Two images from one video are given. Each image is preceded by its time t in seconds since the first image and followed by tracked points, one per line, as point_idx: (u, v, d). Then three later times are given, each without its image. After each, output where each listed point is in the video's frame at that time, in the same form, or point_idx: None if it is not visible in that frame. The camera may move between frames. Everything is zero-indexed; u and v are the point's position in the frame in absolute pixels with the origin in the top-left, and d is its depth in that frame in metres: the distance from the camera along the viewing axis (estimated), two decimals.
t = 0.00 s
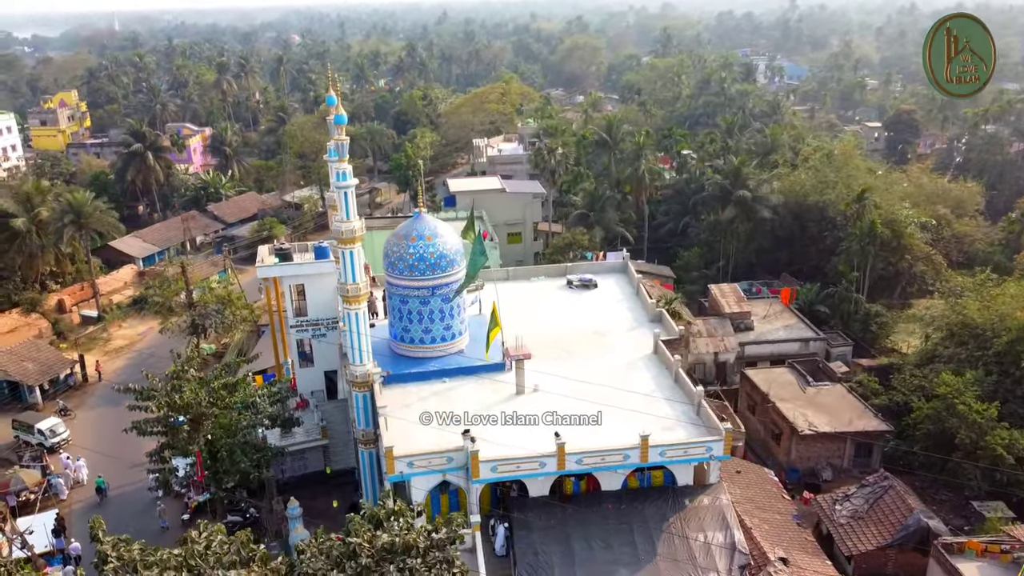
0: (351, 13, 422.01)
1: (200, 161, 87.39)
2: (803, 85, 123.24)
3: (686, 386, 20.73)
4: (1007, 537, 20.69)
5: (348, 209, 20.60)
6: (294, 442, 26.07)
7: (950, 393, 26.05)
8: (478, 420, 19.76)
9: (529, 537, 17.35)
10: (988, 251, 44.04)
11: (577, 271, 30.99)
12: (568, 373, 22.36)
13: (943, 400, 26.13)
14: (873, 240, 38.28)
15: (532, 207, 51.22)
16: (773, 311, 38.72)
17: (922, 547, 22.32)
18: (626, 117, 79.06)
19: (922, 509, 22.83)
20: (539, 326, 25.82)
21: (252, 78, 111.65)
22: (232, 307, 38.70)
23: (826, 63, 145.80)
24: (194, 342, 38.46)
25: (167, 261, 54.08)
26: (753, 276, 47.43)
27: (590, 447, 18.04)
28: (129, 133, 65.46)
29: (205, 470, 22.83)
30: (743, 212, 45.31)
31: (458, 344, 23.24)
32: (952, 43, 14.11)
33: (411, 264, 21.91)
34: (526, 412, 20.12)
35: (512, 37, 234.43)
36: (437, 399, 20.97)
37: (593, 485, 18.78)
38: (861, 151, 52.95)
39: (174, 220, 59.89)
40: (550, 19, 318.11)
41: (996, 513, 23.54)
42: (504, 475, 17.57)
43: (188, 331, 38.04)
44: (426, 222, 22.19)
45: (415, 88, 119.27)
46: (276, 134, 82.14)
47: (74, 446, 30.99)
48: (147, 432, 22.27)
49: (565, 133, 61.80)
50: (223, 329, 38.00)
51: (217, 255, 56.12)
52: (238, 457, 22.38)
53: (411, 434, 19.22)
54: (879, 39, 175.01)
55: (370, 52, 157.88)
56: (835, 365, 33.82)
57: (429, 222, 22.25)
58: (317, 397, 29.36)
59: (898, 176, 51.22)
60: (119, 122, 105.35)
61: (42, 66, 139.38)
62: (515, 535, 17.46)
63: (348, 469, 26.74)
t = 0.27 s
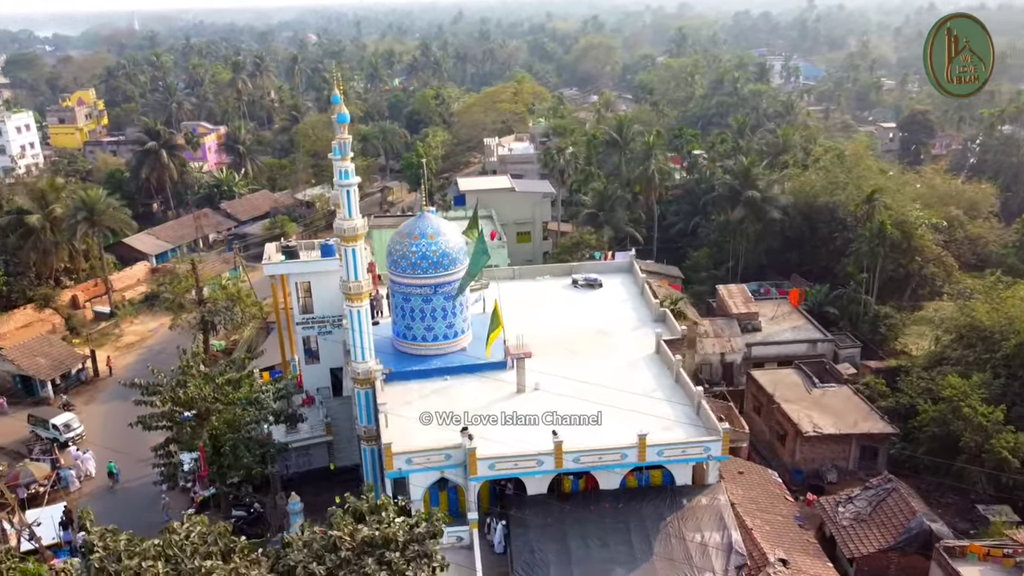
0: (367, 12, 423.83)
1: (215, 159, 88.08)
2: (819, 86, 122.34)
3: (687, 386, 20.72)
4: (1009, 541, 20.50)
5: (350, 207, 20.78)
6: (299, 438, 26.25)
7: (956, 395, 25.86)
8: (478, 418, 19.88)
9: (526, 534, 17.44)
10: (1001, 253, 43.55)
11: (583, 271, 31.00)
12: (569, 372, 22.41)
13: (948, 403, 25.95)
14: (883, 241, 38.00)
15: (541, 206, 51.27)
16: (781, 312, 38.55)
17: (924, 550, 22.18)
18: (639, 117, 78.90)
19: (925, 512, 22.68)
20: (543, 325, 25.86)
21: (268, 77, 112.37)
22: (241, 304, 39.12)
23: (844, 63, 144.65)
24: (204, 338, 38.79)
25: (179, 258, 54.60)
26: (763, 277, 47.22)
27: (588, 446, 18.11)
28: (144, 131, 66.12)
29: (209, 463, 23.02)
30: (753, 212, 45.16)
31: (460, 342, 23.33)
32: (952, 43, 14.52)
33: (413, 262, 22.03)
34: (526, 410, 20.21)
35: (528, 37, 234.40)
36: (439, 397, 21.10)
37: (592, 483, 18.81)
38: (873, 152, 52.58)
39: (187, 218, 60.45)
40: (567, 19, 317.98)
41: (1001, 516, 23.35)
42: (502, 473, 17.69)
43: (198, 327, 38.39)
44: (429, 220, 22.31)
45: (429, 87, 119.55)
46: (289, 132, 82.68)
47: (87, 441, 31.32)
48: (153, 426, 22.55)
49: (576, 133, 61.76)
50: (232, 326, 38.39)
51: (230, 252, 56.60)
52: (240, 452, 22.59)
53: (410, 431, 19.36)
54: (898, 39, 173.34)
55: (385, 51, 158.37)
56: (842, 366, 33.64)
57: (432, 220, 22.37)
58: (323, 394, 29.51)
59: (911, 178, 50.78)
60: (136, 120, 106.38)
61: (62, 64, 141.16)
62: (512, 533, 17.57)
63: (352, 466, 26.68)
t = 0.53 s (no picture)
0: (382, 11, 425.06)
1: (228, 157, 88.71)
2: (834, 86, 121.44)
3: (686, 385, 20.74)
4: (1012, 545, 20.36)
5: (352, 205, 20.94)
6: (303, 435, 26.39)
7: (961, 398, 25.69)
8: (478, 416, 19.99)
9: (523, 532, 17.52)
10: (1013, 255, 43.14)
11: (588, 270, 31.03)
12: (570, 371, 22.46)
13: (953, 405, 25.80)
14: (892, 242, 37.77)
15: (550, 205, 51.31)
16: (789, 313, 38.41)
17: (926, 553, 22.06)
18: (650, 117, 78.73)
19: (928, 515, 22.55)
20: (546, 325, 25.90)
21: (282, 75, 113.03)
22: (250, 301, 39.47)
23: (860, 62, 143.45)
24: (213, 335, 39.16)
25: (191, 255, 55.09)
26: (772, 278, 47.05)
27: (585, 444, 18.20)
28: (158, 129, 66.75)
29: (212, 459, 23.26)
30: (762, 212, 45.03)
31: (463, 341, 23.43)
32: (952, 43, 14.52)
33: (416, 260, 22.15)
34: (526, 409, 20.31)
35: (542, 36, 234.30)
36: (440, 395, 21.21)
37: (590, 482, 18.87)
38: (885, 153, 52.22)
39: (199, 215, 61.00)
40: (582, 19, 317.53)
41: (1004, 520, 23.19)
42: (500, 470, 17.80)
43: (207, 324, 38.76)
44: (431, 219, 22.44)
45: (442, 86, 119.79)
46: (302, 131, 83.15)
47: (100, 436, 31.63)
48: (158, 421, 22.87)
49: (586, 133, 61.77)
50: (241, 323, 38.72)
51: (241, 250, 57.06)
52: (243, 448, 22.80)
53: (409, 428, 19.50)
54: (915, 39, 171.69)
55: (399, 51, 158.86)
56: (849, 368, 33.48)
57: (435, 219, 22.50)
58: (329, 391, 29.61)
59: (923, 178, 50.40)
60: (151, 118, 107.28)
61: (81, 63, 142.80)
62: (508, 530, 17.65)
63: (355, 462, 26.78)
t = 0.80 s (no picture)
0: (398, 11, 426.36)
1: (242, 155, 89.29)
2: (850, 86, 120.54)
3: (687, 385, 20.79)
4: (1014, 549, 20.25)
5: (355, 203, 21.13)
6: (308, 431, 26.53)
7: (967, 401, 25.59)
8: (478, 414, 20.11)
9: (520, 529, 17.60)
10: None
11: (593, 270, 31.03)
12: (571, 371, 22.51)
13: (958, 408, 25.64)
14: (901, 244, 37.51)
15: (560, 205, 51.29)
16: (797, 314, 38.23)
17: (928, 557, 21.94)
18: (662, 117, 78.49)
19: (930, 518, 22.42)
20: (549, 324, 25.95)
21: (296, 75, 113.65)
22: (259, 298, 39.77)
23: (876, 62, 142.28)
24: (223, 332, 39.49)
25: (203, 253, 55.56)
26: (781, 279, 46.81)
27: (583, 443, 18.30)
28: (172, 128, 67.32)
29: (216, 453, 23.52)
30: (771, 212, 44.86)
31: (465, 339, 23.53)
32: (953, 42, 14.42)
33: (418, 259, 22.29)
34: (526, 407, 20.40)
35: (557, 35, 233.93)
36: (441, 393, 21.33)
37: (588, 481, 18.94)
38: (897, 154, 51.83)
39: (211, 213, 61.48)
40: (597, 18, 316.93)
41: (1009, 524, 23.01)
42: (498, 468, 17.92)
43: (216, 321, 39.10)
44: (434, 217, 22.57)
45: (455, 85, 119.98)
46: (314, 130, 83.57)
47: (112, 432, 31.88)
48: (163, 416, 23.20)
49: (597, 133, 61.71)
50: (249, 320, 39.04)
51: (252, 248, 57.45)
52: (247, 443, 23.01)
53: (410, 425, 19.64)
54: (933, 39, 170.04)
55: (414, 50, 159.26)
56: (856, 370, 33.29)
57: (437, 217, 22.64)
58: (334, 388, 29.66)
59: (936, 179, 49.99)
60: (167, 117, 108.11)
61: (99, 62, 144.24)
62: (506, 528, 17.74)
63: (359, 459, 26.85)
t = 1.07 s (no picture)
0: (413, 10, 427.71)
1: (255, 154, 89.88)
2: (865, 86, 119.67)
3: (687, 384, 20.80)
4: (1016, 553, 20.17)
5: (357, 201, 21.34)
6: (312, 428, 26.66)
7: (972, 403, 25.53)
8: (478, 412, 20.22)
9: (517, 527, 17.68)
10: None
11: (598, 269, 31.05)
12: (573, 370, 22.56)
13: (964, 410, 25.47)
14: (910, 245, 37.28)
15: (569, 204, 51.29)
16: (804, 315, 38.07)
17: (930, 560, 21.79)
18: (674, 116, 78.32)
19: (933, 520, 22.26)
20: (552, 323, 26.00)
21: (310, 73, 114.27)
22: (268, 295, 40.05)
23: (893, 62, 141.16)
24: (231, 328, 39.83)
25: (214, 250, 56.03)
26: (790, 279, 46.60)
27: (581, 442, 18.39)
28: (186, 126, 67.92)
29: (220, 447, 23.79)
30: (780, 212, 44.70)
31: (467, 337, 23.65)
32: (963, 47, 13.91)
33: (420, 257, 22.42)
34: (525, 405, 20.49)
35: (572, 34, 233.52)
36: (442, 391, 21.45)
37: (586, 480, 18.99)
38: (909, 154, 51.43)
39: (224, 211, 62.01)
40: (612, 18, 316.31)
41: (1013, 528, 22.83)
42: (495, 466, 18.04)
43: (226, 318, 39.45)
44: (437, 216, 22.70)
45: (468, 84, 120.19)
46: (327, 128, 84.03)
47: (122, 427, 32.19)
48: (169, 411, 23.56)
49: (607, 132, 61.69)
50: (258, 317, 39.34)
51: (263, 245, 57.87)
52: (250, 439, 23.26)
53: (410, 422, 19.78)
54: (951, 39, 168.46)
55: (428, 49, 159.70)
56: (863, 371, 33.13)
57: (440, 216, 22.76)
58: (339, 385, 29.77)
59: (948, 180, 49.59)
60: (182, 115, 109.03)
61: (117, 61, 145.66)
62: (503, 525, 17.83)
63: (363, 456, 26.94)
